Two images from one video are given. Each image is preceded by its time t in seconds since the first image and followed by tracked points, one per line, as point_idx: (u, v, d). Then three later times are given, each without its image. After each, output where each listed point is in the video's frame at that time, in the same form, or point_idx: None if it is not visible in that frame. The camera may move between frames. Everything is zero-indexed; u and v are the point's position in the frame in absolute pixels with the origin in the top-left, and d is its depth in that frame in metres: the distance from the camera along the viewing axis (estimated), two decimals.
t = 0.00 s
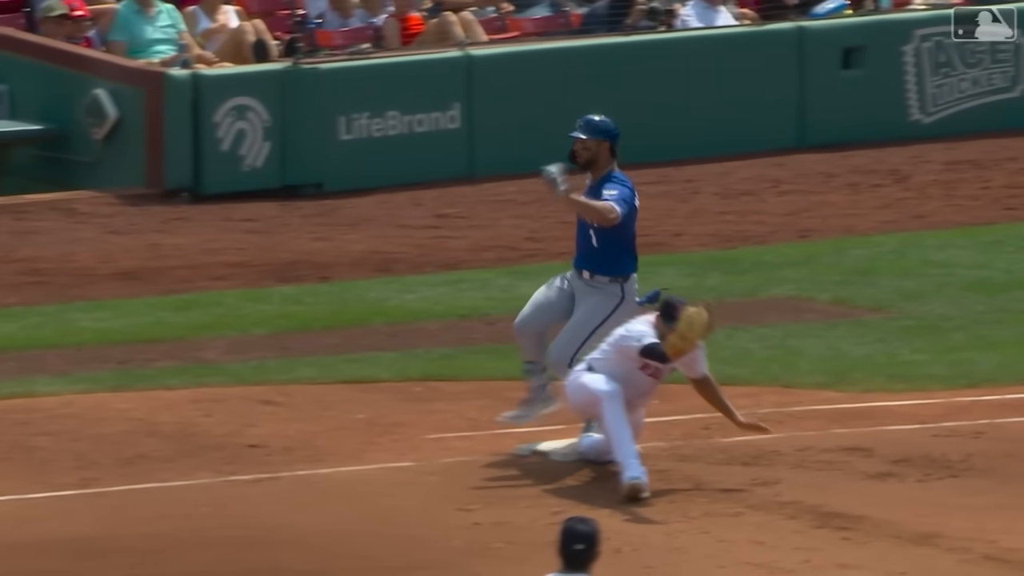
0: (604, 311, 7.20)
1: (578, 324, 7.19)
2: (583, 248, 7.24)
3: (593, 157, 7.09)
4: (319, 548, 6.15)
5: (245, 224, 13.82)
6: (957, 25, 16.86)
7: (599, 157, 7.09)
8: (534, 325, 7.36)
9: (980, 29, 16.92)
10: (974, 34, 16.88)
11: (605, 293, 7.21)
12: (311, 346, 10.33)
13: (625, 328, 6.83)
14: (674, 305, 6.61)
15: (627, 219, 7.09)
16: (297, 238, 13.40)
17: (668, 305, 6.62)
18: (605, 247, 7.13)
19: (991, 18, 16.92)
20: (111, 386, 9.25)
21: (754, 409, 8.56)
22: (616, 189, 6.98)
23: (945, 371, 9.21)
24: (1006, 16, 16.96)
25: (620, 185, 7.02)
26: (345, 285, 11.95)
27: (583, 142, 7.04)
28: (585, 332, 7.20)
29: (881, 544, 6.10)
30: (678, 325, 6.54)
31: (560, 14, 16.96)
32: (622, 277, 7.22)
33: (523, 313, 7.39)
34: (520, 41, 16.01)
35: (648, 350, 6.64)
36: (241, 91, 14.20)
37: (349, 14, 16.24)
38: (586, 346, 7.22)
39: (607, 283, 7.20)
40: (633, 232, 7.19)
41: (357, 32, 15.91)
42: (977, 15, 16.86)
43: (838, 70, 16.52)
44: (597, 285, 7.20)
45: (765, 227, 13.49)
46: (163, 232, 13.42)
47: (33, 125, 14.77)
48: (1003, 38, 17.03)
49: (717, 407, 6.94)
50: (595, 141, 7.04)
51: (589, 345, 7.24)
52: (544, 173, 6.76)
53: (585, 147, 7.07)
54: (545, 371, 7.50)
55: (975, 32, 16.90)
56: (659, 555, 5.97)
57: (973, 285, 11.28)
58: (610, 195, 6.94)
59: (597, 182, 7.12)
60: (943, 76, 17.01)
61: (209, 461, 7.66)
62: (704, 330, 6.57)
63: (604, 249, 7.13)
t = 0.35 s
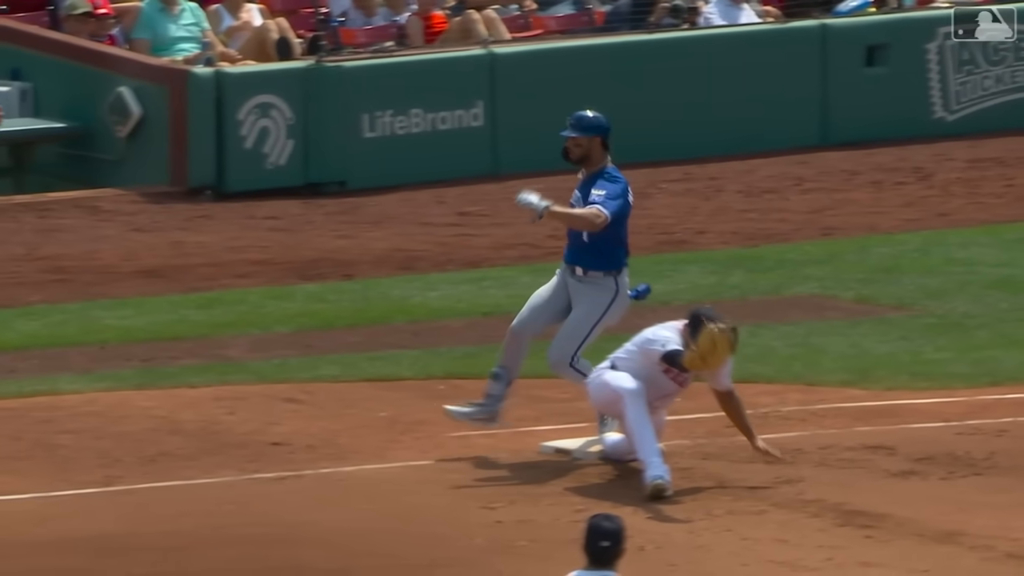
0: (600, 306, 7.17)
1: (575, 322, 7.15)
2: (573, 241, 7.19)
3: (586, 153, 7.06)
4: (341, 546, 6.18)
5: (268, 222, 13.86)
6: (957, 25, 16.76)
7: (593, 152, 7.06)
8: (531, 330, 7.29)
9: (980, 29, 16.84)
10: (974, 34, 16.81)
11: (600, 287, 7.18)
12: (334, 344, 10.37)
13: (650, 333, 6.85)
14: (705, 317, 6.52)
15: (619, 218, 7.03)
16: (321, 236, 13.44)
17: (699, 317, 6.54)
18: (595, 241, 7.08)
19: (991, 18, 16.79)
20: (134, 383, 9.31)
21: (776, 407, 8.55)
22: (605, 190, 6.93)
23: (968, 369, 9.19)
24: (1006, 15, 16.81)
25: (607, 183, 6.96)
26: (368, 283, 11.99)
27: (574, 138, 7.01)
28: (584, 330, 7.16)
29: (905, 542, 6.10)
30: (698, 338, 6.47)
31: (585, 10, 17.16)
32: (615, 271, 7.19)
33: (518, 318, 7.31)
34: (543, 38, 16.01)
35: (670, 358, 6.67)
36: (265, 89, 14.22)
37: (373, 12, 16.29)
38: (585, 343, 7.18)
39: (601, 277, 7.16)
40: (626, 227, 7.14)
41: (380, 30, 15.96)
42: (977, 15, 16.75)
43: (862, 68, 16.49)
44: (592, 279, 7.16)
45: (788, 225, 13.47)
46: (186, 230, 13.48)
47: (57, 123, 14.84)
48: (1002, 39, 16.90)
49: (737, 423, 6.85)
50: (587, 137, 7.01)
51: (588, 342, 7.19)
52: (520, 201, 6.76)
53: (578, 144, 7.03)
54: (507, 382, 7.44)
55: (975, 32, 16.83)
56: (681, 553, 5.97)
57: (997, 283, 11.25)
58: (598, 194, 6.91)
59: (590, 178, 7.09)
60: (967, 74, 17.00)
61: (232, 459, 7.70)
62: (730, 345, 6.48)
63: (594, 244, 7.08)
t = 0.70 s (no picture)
0: (593, 302, 7.16)
1: (569, 321, 7.16)
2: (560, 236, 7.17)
3: (578, 151, 7.07)
4: (361, 544, 6.21)
5: (286, 220, 13.91)
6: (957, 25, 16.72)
7: (584, 149, 7.07)
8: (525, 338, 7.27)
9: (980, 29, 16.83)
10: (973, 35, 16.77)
11: (592, 282, 7.16)
12: (353, 342, 10.41)
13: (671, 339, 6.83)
14: (727, 330, 6.55)
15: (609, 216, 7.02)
16: (339, 234, 13.48)
17: (721, 328, 6.56)
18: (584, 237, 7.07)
19: (990, 17, 16.80)
20: (154, 381, 9.36)
21: (795, 405, 8.56)
22: (596, 192, 6.90)
23: (987, 368, 9.20)
24: (1005, 16, 16.80)
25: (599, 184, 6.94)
26: (387, 282, 12.03)
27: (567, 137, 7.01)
28: (577, 328, 7.18)
29: (924, 541, 6.12)
30: (714, 356, 6.53)
31: (603, 7, 17.13)
32: (605, 265, 7.16)
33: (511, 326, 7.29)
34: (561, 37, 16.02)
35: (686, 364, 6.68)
36: (284, 87, 14.26)
37: (393, 11, 16.35)
38: (580, 338, 7.20)
39: (593, 271, 7.14)
40: (616, 224, 7.12)
41: (399, 28, 16.11)
42: (977, 16, 16.75)
43: (881, 66, 16.49)
44: (585, 275, 7.14)
45: (807, 223, 13.47)
46: (206, 228, 13.53)
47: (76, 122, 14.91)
48: (1003, 38, 16.89)
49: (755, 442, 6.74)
50: (579, 134, 7.00)
51: (582, 338, 7.22)
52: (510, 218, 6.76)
53: (570, 141, 7.04)
54: (485, 386, 7.40)
55: (975, 32, 16.80)
56: (701, 552, 5.99)
57: (1016, 281, 11.23)
58: (588, 197, 6.88)
59: (582, 174, 7.11)
60: (985, 72, 17.00)
61: (251, 457, 7.75)
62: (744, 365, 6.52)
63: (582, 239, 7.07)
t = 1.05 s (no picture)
0: (581, 298, 7.15)
1: (556, 318, 7.15)
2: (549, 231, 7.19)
3: (568, 149, 7.07)
4: (381, 541, 6.24)
5: (306, 218, 13.94)
6: (957, 24, 16.63)
7: (574, 147, 7.07)
8: (513, 342, 7.28)
9: (980, 29, 16.75)
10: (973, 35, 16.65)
11: (579, 278, 7.15)
12: (373, 340, 10.43)
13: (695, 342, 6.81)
14: (752, 342, 6.44)
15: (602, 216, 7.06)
16: (359, 232, 13.51)
17: (746, 338, 6.46)
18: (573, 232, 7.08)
19: (990, 17, 16.75)
20: (173, 379, 9.40)
21: (814, 403, 8.56)
22: (589, 195, 6.94)
23: (1007, 366, 9.19)
24: (1006, 15, 16.76)
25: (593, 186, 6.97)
26: (407, 280, 12.05)
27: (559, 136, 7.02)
28: (565, 326, 7.15)
29: (945, 538, 6.12)
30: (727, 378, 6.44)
31: (624, 6, 17.10)
32: (593, 260, 7.16)
33: (499, 331, 7.31)
34: (580, 35, 16.01)
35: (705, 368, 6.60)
36: (303, 85, 14.29)
37: (411, 8, 16.40)
38: (569, 337, 7.18)
39: (581, 266, 7.13)
40: (609, 223, 7.15)
41: (419, 26, 16.09)
42: (977, 15, 16.69)
43: (900, 65, 16.46)
44: (573, 270, 7.13)
45: (827, 221, 13.45)
46: (225, 226, 13.57)
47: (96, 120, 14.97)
48: (1001, 38, 16.84)
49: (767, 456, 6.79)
50: (570, 133, 7.01)
51: (570, 338, 7.19)
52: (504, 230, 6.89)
53: (560, 139, 7.04)
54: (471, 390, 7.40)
55: (975, 31, 16.71)
56: (722, 550, 5.99)
57: None
58: (583, 201, 6.93)
59: (572, 172, 7.10)
60: (1005, 70, 16.96)
61: (270, 455, 7.77)
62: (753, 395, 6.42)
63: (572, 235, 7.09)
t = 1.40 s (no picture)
0: (567, 298, 7.12)
1: (542, 316, 7.11)
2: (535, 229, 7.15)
3: (559, 150, 7.08)
4: (400, 540, 6.27)
5: (325, 217, 13.99)
6: (957, 24, 16.48)
7: (566, 147, 7.08)
8: (498, 340, 7.22)
9: (981, 29, 16.62)
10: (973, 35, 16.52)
11: (565, 277, 7.13)
12: (392, 339, 10.47)
13: (714, 342, 6.78)
14: (775, 350, 6.48)
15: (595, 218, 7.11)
16: (378, 231, 13.55)
17: (769, 346, 6.49)
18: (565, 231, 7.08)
19: (991, 17, 16.64)
20: (193, 378, 9.46)
21: (833, 402, 8.56)
22: (586, 199, 6.99)
23: None
24: (1005, 15, 16.68)
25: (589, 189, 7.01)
26: (426, 278, 12.08)
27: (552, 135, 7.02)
28: (550, 325, 7.11)
29: (965, 536, 6.13)
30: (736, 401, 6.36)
31: (644, 5, 17.12)
32: (579, 260, 7.15)
33: (485, 330, 7.26)
34: (600, 33, 16.03)
35: (721, 373, 6.56)
36: (323, 83, 14.33)
37: (432, 6, 16.45)
38: (554, 336, 7.13)
39: (568, 265, 7.12)
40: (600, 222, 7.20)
41: (439, 24, 16.19)
42: (978, 15, 16.54)
43: (920, 63, 16.44)
44: (559, 268, 7.11)
45: (846, 220, 13.44)
46: (245, 225, 13.63)
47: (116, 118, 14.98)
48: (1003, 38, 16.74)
49: (782, 454, 6.80)
50: (561, 133, 7.02)
51: (555, 338, 7.14)
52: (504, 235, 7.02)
53: (552, 139, 7.05)
54: (466, 397, 7.27)
55: (975, 31, 16.56)
56: (740, 547, 6.00)
57: None
58: (581, 205, 6.97)
59: (563, 172, 7.09)
60: None
61: (289, 453, 7.82)
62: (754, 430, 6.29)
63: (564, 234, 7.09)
